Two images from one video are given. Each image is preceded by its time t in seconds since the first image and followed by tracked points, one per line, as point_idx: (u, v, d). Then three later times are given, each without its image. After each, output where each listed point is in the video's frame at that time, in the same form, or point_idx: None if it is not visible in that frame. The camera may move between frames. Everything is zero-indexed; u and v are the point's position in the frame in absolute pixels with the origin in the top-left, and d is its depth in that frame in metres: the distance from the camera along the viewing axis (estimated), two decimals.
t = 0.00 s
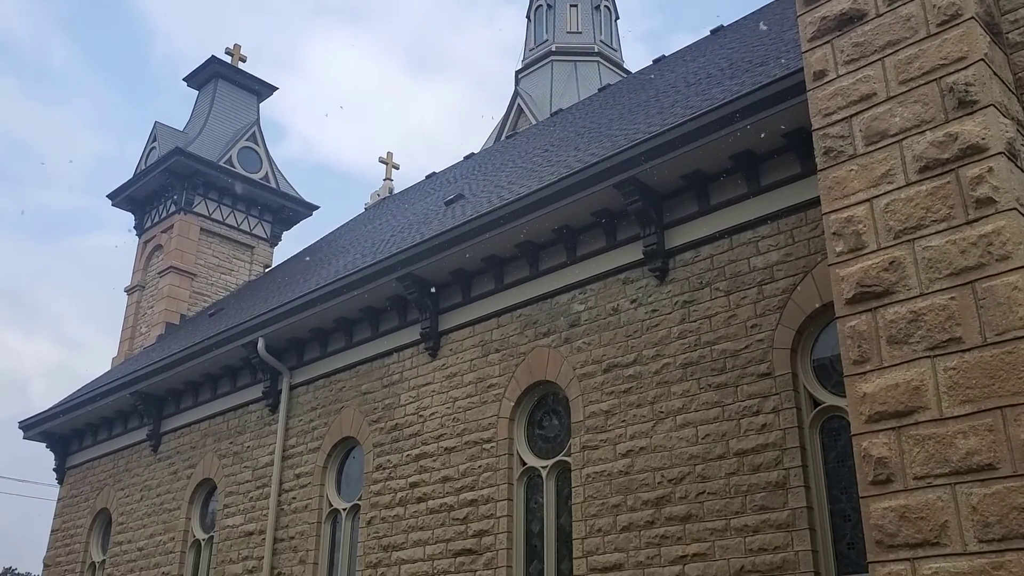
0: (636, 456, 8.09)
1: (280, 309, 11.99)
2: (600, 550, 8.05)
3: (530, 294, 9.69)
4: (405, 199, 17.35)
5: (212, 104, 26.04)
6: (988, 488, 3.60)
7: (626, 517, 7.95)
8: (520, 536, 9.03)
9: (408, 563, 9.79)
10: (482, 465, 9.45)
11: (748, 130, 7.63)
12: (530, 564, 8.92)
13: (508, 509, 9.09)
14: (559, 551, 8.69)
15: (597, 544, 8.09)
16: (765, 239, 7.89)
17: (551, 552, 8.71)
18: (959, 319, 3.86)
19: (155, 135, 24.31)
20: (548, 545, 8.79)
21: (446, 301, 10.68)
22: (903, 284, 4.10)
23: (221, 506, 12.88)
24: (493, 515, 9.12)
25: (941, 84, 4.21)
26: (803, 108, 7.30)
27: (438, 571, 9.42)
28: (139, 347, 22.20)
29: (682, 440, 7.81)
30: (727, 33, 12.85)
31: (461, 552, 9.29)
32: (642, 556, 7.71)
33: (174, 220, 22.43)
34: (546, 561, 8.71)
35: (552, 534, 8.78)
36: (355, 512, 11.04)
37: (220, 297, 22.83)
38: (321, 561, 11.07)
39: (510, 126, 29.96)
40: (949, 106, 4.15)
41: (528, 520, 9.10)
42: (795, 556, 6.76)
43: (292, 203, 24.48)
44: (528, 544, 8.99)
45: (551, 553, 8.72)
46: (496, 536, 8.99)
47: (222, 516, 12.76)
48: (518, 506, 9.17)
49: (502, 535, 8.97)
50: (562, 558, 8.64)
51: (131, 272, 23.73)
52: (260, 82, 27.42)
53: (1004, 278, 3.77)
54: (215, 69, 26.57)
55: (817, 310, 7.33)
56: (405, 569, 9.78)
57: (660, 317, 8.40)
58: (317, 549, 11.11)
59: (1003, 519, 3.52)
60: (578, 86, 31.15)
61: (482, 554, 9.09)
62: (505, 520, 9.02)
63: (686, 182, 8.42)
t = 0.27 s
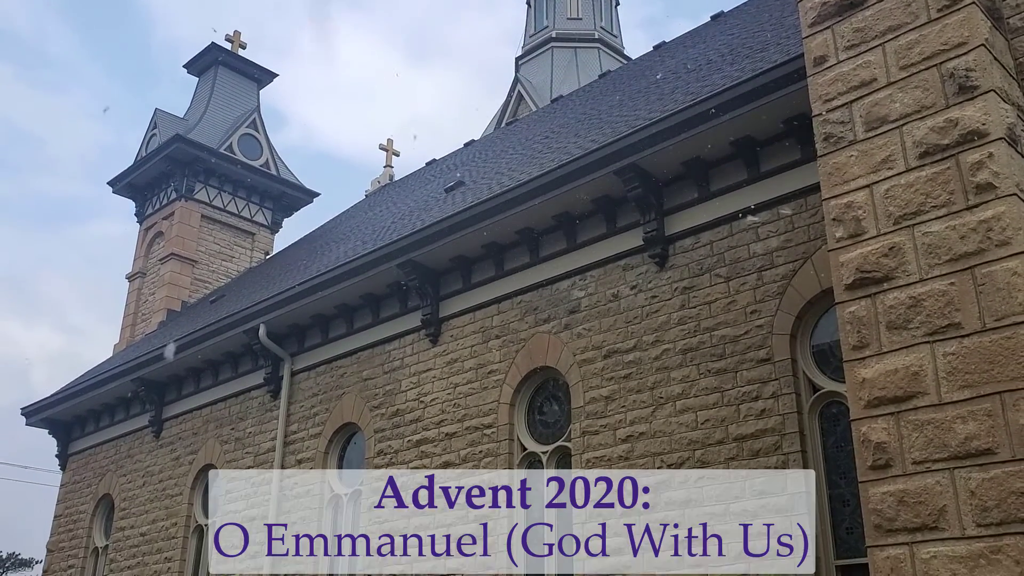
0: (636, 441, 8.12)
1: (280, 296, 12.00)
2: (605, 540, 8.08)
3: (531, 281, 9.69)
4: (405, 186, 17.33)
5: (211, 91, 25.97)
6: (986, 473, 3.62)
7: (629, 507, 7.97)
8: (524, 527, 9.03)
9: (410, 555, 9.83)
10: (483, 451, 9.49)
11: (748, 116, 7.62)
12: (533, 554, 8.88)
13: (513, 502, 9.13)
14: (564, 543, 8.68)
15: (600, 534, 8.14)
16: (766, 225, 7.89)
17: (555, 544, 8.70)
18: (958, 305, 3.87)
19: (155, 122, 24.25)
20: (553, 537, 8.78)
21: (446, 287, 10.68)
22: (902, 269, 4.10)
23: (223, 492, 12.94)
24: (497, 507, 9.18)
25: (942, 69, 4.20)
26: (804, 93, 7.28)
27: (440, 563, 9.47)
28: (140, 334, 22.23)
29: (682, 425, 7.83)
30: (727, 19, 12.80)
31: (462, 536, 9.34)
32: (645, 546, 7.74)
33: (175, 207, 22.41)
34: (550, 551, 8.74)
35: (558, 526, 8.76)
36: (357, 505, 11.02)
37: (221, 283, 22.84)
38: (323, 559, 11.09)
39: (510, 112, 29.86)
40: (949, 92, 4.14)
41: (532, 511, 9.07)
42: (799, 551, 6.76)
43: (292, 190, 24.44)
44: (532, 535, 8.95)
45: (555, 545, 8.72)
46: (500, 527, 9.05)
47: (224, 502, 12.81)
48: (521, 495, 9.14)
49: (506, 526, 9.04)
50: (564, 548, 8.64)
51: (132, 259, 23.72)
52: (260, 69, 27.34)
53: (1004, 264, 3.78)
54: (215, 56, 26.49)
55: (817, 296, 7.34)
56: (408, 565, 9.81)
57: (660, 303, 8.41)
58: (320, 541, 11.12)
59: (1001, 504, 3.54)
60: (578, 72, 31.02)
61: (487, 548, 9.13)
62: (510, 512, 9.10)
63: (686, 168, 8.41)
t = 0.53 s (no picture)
0: (636, 431, 8.14)
1: (281, 287, 12.00)
2: (605, 539, 8.08)
3: (531, 272, 9.69)
4: (405, 177, 17.30)
5: (211, 82, 25.93)
6: (985, 462, 3.63)
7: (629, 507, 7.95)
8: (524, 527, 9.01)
9: (410, 554, 9.83)
10: (483, 441, 9.51)
11: (749, 106, 7.61)
12: (532, 554, 8.86)
13: (514, 502, 9.10)
14: (564, 543, 8.62)
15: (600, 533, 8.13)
16: (766, 215, 7.88)
17: (555, 544, 8.65)
18: (958, 295, 3.88)
19: (155, 113, 24.22)
20: (554, 538, 8.73)
21: (446, 279, 10.68)
22: (902, 260, 4.10)
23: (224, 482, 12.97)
24: (497, 507, 9.15)
25: (942, 59, 4.19)
26: (804, 84, 7.27)
27: (440, 563, 9.49)
28: (141, 325, 22.24)
29: (682, 415, 7.85)
30: (728, 9, 12.76)
31: (462, 526, 9.37)
32: (645, 547, 7.75)
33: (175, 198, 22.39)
34: (550, 551, 8.70)
35: (558, 527, 8.70)
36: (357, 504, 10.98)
37: (222, 274, 22.84)
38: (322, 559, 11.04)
39: (510, 103, 29.77)
40: (950, 82, 4.14)
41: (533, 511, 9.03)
42: (799, 551, 6.78)
43: (292, 181, 24.40)
44: (533, 535, 8.92)
45: (555, 545, 8.67)
46: (500, 528, 9.06)
47: (224, 492, 12.85)
48: (521, 495, 9.11)
49: (506, 526, 9.04)
50: (564, 548, 8.58)
51: (133, 250, 23.71)
52: (260, 60, 27.28)
53: (1003, 254, 3.78)
54: (215, 47, 26.45)
55: (817, 286, 7.34)
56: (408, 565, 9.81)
57: (659, 294, 8.42)
58: (320, 541, 11.06)
59: (1000, 493, 3.55)
60: (578, 63, 30.91)
61: (486, 548, 9.14)
62: (509, 512, 9.08)
63: (686, 159, 8.40)
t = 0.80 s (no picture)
0: (636, 421, 8.15)
1: (282, 278, 12.00)
2: (605, 540, 8.04)
3: (531, 262, 9.69)
4: (405, 168, 17.28)
5: (211, 73, 25.87)
6: (984, 452, 3.63)
7: (629, 507, 7.94)
8: (524, 528, 8.96)
9: (410, 556, 9.78)
10: (483, 431, 9.53)
11: (749, 96, 7.59)
12: (532, 554, 8.83)
13: (514, 502, 9.07)
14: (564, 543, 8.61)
15: (600, 534, 8.10)
16: (766, 206, 7.88)
17: (555, 544, 8.63)
18: (958, 285, 3.88)
19: (155, 103, 24.17)
20: (554, 538, 8.71)
21: (447, 269, 10.68)
22: (902, 249, 4.10)
23: (225, 472, 13.01)
24: (497, 507, 9.13)
25: (943, 49, 4.18)
26: (805, 74, 7.25)
27: (440, 564, 9.43)
28: (141, 316, 22.26)
29: (682, 405, 7.86)
30: None
31: (462, 516, 9.40)
32: (645, 547, 7.73)
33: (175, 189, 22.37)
34: (549, 551, 8.68)
35: (558, 527, 8.70)
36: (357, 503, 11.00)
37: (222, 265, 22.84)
38: (322, 559, 11.05)
39: (510, 94, 29.65)
40: (951, 71, 4.13)
41: (533, 511, 9.00)
42: (799, 552, 6.76)
43: (292, 172, 24.36)
44: (533, 535, 8.89)
45: (555, 545, 8.65)
46: (500, 528, 9.01)
47: (225, 482, 12.88)
48: (521, 496, 9.08)
49: (506, 526, 9.00)
50: (564, 548, 8.57)
51: (133, 241, 23.71)
52: (260, 51, 27.22)
53: (1004, 244, 3.78)
54: (215, 37, 26.38)
55: (817, 277, 7.34)
56: (408, 565, 9.76)
57: (660, 285, 8.42)
58: (320, 541, 11.08)
59: (999, 482, 3.56)
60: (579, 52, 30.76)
61: (487, 549, 9.09)
62: (509, 512, 9.05)
63: (687, 149, 8.39)
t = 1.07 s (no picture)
0: (636, 408, 8.16)
1: (282, 266, 12.00)
2: (605, 539, 8.02)
3: (532, 250, 9.68)
4: (405, 156, 17.24)
5: (211, 60, 25.79)
6: (984, 438, 3.64)
7: (628, 507, 7.92)
8: (524, 528, 8.94)
9: (410, 555, 9.75)
10: (484, 418, 9.55)
11: (750, 83, 7.57)
12: (533, 554, 8.81)
13: (514, 502, 9.04)
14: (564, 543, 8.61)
15: (600, 534, 8.08)
16: (767, 193, 7.86)
17: (555, 544, 8.62)
18: (960, 272, 3.87)
19: (155, 91, 24.11)
20: (553, 537, 8.71)
21: (447, 257, 10.68)
22: (903, 237, 4.09)
23: (227, 460, 13.04)
24: (497, 507, 9.11)
25: (945, 35, 4.16)
26: (806, 61, 7.23)
27: (440, 564, 9.41)
28: (142, 304, 22.26)
29: (682, 392, 7.87)
30: None
31: (463, 503, 9.42)
32: (645, 547, 7.71)
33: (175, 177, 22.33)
34: (550, 551, 8.67)
35: (558, 527, 8.68)
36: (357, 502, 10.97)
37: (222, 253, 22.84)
38: (322, 559, 11.02)
39: (510, 81, 29.50)
40: (953, 58, 4.11)
41: (533, 511, 8.97)
42: (799, 551, 6.77)
43: (292, 160, 24.30)
44: (533, 535, 8.87)
45: (555, 545, 8.65)
46: (500, 528, 8.99)
47: (227, 469, 12.91)
48: (520, 496, 9.04)
49: (506, 526, 8.97)
50: (564, 548, 8.56)
51: (133, 229, 23.69)
52: (259, 38, 27.12)
53: (1005, 231, 3.77)
54: (215, 25, 26.29)
55: (818, 264, 7.34)
56: (408, 566, 9.73)
57: (660, 272, 8.41)
58: (320, 542, 11.03)
59: (1000, 469, 3.57)
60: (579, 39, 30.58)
61: (487, 549, 9.07)
62: (509, 512, 9.02)
63: (688, 137, 8.36)
